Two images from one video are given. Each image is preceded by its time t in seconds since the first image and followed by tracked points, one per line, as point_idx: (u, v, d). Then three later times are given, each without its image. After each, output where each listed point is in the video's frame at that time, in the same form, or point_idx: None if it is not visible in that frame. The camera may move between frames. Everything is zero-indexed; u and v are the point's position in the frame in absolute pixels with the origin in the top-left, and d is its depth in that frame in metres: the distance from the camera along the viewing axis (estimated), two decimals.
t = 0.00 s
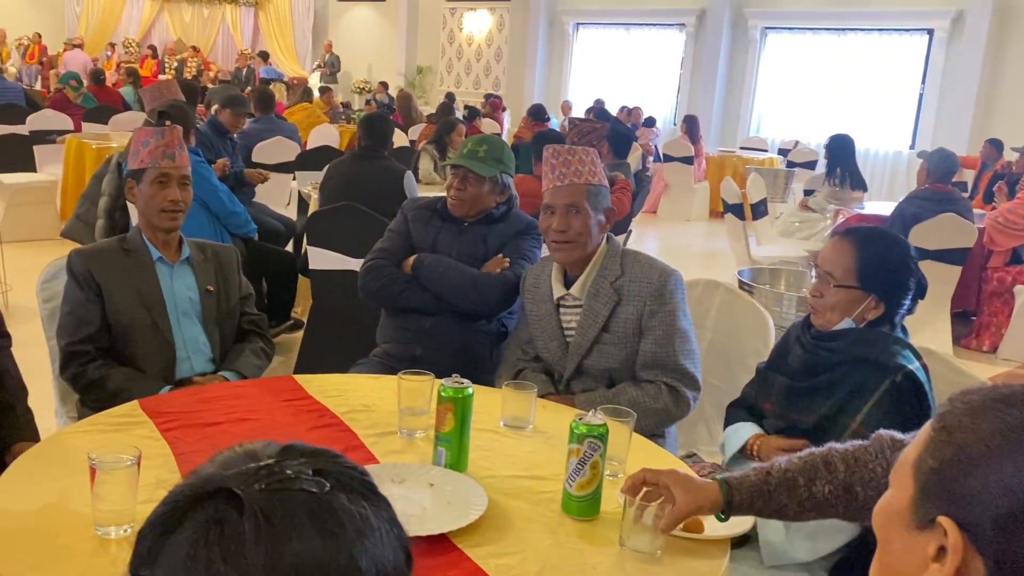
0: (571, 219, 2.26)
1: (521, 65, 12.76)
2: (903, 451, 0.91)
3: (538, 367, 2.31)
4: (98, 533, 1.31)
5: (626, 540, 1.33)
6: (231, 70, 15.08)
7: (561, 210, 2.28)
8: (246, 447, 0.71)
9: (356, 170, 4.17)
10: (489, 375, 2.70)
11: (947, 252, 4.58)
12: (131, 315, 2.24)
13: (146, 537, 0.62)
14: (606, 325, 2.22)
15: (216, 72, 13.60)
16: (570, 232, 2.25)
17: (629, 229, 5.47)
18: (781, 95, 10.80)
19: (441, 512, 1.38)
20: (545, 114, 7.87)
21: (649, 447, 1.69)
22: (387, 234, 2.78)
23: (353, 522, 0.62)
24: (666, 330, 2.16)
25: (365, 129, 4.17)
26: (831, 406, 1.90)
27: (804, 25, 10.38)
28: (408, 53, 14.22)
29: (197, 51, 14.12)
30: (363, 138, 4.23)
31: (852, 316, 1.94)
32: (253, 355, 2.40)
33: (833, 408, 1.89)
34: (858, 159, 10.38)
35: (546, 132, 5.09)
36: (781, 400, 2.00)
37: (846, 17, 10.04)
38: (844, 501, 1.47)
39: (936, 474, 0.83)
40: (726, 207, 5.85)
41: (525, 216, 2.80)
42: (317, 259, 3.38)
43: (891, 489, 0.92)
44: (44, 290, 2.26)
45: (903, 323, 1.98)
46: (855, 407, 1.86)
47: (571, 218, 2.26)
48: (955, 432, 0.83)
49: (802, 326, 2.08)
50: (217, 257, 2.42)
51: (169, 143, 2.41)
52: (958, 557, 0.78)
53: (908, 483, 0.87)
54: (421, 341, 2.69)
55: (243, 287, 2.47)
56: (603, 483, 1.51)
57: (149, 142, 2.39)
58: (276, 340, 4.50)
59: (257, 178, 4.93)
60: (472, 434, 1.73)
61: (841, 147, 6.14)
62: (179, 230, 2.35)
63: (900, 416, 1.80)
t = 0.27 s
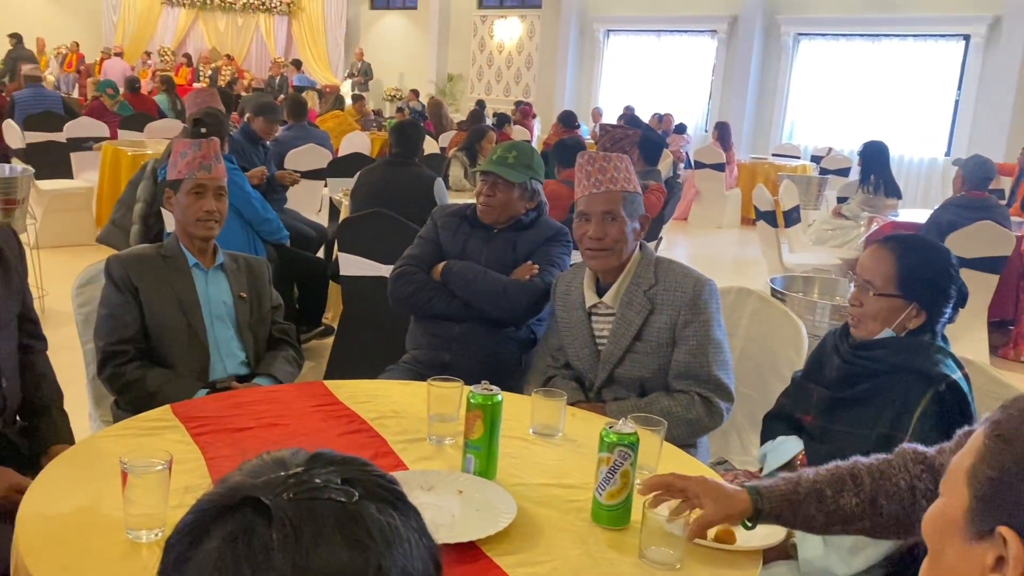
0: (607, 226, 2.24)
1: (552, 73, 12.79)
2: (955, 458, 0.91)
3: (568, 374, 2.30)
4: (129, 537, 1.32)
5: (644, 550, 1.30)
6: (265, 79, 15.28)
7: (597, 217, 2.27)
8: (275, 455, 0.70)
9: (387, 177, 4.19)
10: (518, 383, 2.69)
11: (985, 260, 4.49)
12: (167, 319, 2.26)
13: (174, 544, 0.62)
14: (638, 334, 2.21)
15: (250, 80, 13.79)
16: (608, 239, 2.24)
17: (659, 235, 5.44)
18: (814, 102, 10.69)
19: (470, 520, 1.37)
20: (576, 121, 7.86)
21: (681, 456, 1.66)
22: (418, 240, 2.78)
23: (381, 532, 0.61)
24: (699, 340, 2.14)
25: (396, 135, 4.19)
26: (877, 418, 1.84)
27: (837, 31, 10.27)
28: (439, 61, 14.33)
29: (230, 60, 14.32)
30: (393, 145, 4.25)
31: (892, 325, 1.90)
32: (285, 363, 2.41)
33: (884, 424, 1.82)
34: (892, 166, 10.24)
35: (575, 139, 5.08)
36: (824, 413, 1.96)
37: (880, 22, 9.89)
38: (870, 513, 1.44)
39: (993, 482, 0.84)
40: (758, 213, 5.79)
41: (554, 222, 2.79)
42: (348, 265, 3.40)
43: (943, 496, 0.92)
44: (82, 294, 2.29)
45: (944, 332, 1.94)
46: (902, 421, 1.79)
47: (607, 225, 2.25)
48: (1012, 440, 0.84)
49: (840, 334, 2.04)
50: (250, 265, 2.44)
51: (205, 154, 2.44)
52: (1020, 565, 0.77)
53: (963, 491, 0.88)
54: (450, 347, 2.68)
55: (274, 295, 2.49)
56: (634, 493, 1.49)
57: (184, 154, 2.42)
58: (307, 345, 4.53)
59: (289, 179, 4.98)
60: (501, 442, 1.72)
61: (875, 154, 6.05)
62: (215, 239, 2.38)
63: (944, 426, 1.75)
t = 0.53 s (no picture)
0: (637, 233, 2.23)
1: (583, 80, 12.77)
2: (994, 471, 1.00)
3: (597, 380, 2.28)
4: (157, 537, 1.33)
5: (672, 553, 1.28)
6: (299, 87, 15.48)
7: (627, 224, 2.25)
8: (296, 453, 0.71)
9: (416, 183, 4.21)
10: (545, 390, 2.68)
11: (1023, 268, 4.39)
12: (196, 322, 2.28)
13: (191, 544, 0.62)
14: (669, 342, 2.19)
15: (283, 88, 13.96)
16: (636, 246, 2.22)
17: (690, 242, 5.40)
18: (849, 107, 10.55)
19: (494, 525, 1.36)
20: (607, 127, 7.83)
21: (710, 464, 1.63)
22: (446, 245, 2.79)
23: (398, 531, 0.61)
24: (731, 349, 2.12)
25: (427, 142, 4.21)
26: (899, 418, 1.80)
27: (872, 37, 10.13)
28: (470, 68, 14.38)
29: (265, 68, 14.50)
30: (423, 152, 4.26)
31: (921, 329, 1.86)
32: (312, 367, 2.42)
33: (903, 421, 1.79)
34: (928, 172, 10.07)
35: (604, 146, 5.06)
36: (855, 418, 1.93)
37: (917, 27, 9.74)
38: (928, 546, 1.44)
39: None
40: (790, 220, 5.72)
41: (582, 228, 2.79)
42: (376, 270, 3.41)
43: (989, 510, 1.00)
44: (115, 298, 2.33)
45: (978, 338, 1.88)
46: (923, 417, 1.75)
47: (638, 232, 2.23)
48: None
49: (872, 340, 2.01)
50: (277, 273, 2.46)
51: (237, 163, 2.47)
52: None
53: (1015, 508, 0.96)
54: (478, 353, 2.68)
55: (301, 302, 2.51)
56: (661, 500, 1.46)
57: (217, 162, 2.45)
58: (338, 350, 4.57)
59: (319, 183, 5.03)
60: (526, 447, 1.72)
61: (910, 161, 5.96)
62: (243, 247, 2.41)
63: (968, 436, 1.71)
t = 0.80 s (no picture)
0: (663, 239, 2.21)
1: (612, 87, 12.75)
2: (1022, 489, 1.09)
3: (621, 386, 2.28)
4: (179, 537, 1.35)
5: (692, 560, 1.27)
6: (330, 93, 15.62)
7: (652, 230, 2.23)
8: (304, 451, 0.71)
9: (443, 188, 4.22)
10: (569, 395, 2.68)
11: None
12: (221, 326, 2.31)
13: (198, 539, 0.63)
14: (693, 349, 2.17)
15: (314, 94, 14.11)
16: (661, 252, 2.21)
17: (718, 248, 5.36)
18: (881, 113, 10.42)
19: (513, 529, 1.36)
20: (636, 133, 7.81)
21: (731, 471, 1.61)
22: (470, 250, 2.80)
23: (398, 529, 0.61)
24: (756, 357, 2.10)
25: (454, 147, 4.22)
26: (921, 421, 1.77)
27: (904, 42, 10.00)
28: (500, 74, 14.42)
29: (296, 75, 14.66)
30: (449, 157, 4.28)
31: (939, 331, 1.84)
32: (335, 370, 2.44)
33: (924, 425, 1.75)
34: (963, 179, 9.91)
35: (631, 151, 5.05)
36: (876, 425, 1.90)
37: (951, 32, 9.59)
38: None
39: None
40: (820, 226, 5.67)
41: (606, 232, 2.78)
42: (402, 274, 3.43)
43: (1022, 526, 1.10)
44: (141, 303, 2.37)
45: (996, 341, 1.87)
46: (945, 421, 1.71)
47: (662, 239, 2.21)
48: None
49: (890, 344, 1.99)
50: (297, 276, 2.49)
51: (249, 168, 2.49)
52: None
53: None
54: (501, 358, 2.69)
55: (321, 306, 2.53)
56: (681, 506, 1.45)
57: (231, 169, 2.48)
58: (364, 354, 4.60)
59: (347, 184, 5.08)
60: (547, 451, 1.71)
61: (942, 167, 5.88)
62: (260, 251, 2.44)
63: (991, 440, 1.67)
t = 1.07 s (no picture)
0: (686, 247, 2.20)
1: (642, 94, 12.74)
2: None
3: (646, 392, 2.27)
4: (203, 537, 1.36)
5: (713, 568, 1.26)
6: (360, 99, 15.77)
7: (676, 237, 2.23)
8: (322, 449, 0.73)
9: (470, 194, 4.24)
10: (593, 400, 2.68)
11: None
12: (249, 330, 2.34)
13: (218, 534, 0.64)
14: (720, 356, 2.16)
15: (345, 101, 14.26)
16: (686, 260, 2.20)
17: (747, 254, 5.32)
18: (915, 118, 10.27)
19: (534, 533, 1.36)
20: (665, 139, 7.79)
21: (755, 479, 1.60)
22: (495, 255, 2.80)
23: (411, 526, 0.62)
24: (784, 365, 2.08)
25: (481, 153, 4.25)
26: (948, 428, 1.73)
27: (938, 48, 9.85)
28: (529, 79, 14.46)
29: (328, 81, 14.80)
30: (476, 162, 4.29)
31: (961, 335, 1.82)
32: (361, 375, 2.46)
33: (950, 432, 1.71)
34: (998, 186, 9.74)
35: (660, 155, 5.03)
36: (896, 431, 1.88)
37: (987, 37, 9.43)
38: None
39: None
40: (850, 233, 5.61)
41: (632, 238, 2.78)
42: (428, 279, 3.44)
43: None
44: (171, 306, 2.41)
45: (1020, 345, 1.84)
46: (970, 427, 1.68)
47: (686, 246, 2.20)
48: None
49: (910, 349, 1.97)
50: (325, 281, 2.51)
51: (285, 173, 2.52)
52: None
53: None
54: (526, 362, 2.69)
55: (349, 309, 2.56)
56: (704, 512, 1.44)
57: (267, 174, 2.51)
58: (391, 358, 4.63)
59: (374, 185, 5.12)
60: (570, 456, 1.71)
61: (975, 173, 5.81)
62: (291, 256, 2.46)
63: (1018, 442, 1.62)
